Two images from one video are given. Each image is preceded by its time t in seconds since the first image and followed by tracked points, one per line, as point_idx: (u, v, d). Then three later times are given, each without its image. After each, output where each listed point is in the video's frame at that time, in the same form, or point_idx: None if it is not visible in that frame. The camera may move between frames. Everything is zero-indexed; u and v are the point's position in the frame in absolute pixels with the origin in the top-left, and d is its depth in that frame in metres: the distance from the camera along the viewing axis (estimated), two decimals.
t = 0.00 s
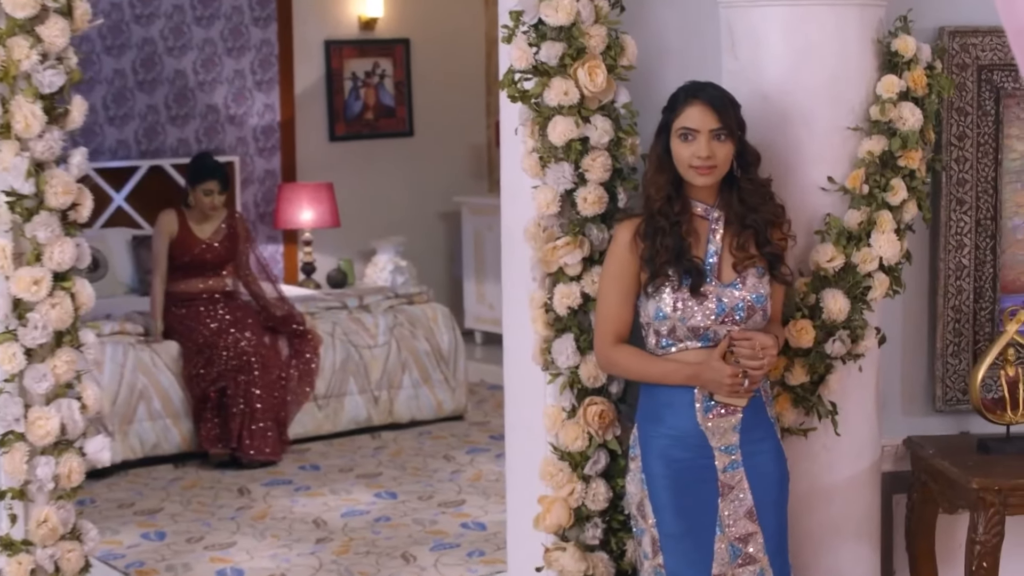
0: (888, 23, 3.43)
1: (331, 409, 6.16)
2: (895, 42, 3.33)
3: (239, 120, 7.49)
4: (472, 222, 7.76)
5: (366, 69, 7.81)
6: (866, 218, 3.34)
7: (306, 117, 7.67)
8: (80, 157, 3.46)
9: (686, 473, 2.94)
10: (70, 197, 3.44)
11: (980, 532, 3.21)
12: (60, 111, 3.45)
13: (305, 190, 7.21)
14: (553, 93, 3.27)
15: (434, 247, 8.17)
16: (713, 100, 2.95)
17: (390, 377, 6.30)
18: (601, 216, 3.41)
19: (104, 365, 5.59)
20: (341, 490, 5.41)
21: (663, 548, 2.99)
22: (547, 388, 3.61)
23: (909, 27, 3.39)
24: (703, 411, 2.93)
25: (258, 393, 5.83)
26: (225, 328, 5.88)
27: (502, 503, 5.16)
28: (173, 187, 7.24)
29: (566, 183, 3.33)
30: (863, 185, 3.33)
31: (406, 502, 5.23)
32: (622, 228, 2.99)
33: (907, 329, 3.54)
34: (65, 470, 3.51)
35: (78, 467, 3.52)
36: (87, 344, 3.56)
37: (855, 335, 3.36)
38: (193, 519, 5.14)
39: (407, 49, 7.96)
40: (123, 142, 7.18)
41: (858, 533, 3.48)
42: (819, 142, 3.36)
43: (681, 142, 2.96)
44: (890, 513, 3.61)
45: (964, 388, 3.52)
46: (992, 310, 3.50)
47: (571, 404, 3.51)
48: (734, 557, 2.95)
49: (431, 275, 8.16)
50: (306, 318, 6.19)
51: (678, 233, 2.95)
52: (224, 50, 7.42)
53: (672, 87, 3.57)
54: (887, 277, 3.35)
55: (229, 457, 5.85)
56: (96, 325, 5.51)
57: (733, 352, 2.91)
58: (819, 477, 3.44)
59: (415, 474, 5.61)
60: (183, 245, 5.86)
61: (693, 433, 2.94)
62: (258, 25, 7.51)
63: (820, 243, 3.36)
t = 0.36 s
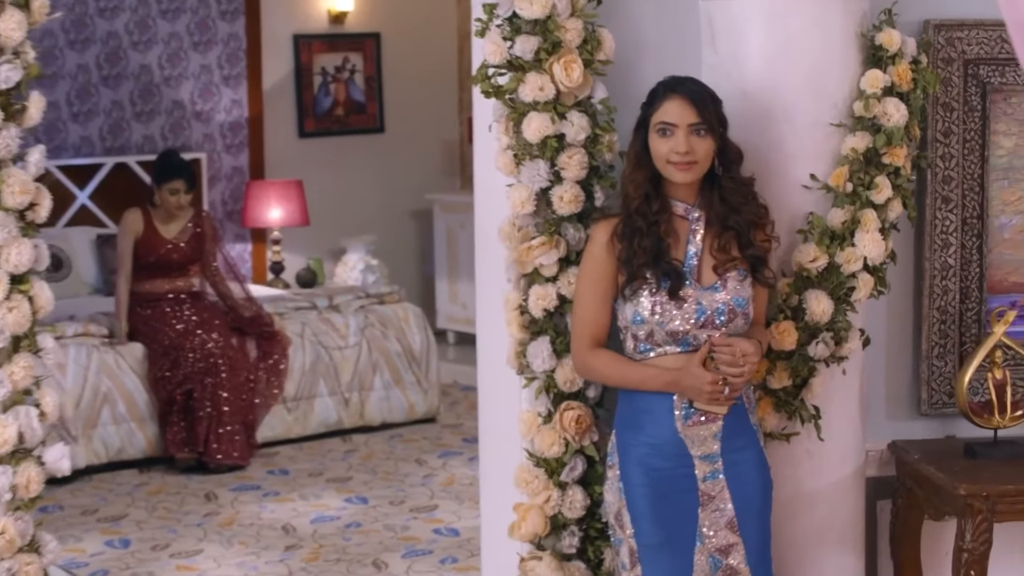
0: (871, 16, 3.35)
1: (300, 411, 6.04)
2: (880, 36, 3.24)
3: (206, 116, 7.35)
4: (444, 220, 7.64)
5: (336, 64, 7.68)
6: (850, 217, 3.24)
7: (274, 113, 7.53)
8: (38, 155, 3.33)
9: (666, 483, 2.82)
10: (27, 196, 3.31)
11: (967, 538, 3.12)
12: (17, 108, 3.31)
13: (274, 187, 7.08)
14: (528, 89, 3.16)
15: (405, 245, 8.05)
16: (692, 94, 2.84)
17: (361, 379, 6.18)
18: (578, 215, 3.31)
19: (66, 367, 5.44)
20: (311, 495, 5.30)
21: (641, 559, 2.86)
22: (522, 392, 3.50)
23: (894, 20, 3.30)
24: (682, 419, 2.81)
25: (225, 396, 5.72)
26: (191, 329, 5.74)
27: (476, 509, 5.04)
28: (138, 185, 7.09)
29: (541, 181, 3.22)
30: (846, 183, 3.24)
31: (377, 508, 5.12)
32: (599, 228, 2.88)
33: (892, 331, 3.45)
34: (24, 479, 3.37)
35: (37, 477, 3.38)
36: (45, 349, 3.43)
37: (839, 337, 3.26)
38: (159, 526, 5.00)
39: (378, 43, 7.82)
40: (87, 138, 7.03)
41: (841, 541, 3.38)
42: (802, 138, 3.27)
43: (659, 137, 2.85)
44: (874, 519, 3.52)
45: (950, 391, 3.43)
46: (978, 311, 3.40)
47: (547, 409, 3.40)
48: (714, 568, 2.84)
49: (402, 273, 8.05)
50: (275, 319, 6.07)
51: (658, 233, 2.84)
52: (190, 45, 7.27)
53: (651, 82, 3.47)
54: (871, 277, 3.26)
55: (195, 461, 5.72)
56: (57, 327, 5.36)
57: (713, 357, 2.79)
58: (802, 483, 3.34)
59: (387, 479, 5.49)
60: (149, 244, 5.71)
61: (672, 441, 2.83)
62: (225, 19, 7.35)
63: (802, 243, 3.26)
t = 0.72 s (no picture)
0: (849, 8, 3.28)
1: (260, 415, 5.89)
2: (858, 27, 3.13)
3: (163, 111, 7.16)
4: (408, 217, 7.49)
5: (296, 57, 7.52)
6: (828, 215, 3.13)
7: (233, 107, 7.36)
8: None
9: (642, 494, 2.70)
10: None
11: (950, 547, 3.01)
12: None
13: (232, 183, 6.91)
14: (494, 83, 3.03)
15: (367, 243, 7.90)
16: (667, 87, 2.72)
17: (323, 381, 6.04)
18: (547, 214, 3.18)
19: (18, 371, 5.27)
20: (272, 502, 5.16)
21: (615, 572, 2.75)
22: (490, 397, 3.38)
23: (872, 12, 3.19)
24: (657, 428, 2.70)
25: (183, 400, 5.56)
26: (148, 331, 5.59)
27: (441, 515, 4.92)
28: (94, 183, 6.96)
29: (508, 179, 3.10)
30: (824, 179, 3.13)
31: (339, 514, 4.99)
32: (572, 229, 2.76)
33: (870, 332, 3.35)
34: None
35: None
36: None
37: (817, 339, 3.16)
38: (114, 535, 4.84)
39: (339, 36, 7.67)
40: (40, 134, 6.84)
41: (819, 548, 3.28)
42: (778, 134, 3.15)
43: (633, 132, 2.73)
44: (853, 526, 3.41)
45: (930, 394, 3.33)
46: (960, 311, 3.30)
47: (515, 415, 3.28)
48: None
49: (365, 272, 7.90)
50: (234, 320, 5.91)
51: (632, 232, 2.72)
52: (147, 38, 7.08)
53: (622, 73, 3.35)
54: (849, 277, 3.15)
55: (152, 467, 5.57)
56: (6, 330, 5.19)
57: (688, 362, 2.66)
58: (779, 489, 3.24)
59: (350, 484, 5.36)
60: (103, 244, 5.55)
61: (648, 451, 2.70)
62: (183, 11, 7.17)
63: (779, 242, 3.16)
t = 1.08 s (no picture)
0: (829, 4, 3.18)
1: (220, 421, 5.74)
2: (838, 21, 3.02)
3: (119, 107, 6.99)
4: (371, 217, 7.33)
5: (256, 52, 7.36)
6: (806, 215, 3.03)
7: (192, 104, 7.18)
8: None
9: (621, 508, 2.58)
10: None
11: (936, 560, 2.90)
12: None
13: (191, 182, 6.74)
14: (462, 79, 2.91)
15: (329, 242, 7.75)
16: (647, 81, 2.60)
17: (284, 386, 5.89)
18: (516, 214, 3.06)
19: None
20: (231, 511, 5.03)
21: None
22: (458, 406, 3.25)
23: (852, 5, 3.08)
24: (637, 441, 2.58)
25: (140, 406, 5.40)
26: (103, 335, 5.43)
27: (406, 524, 4.80)
28: (47, 182, 6.67)
29: (476, 179, 2.97)
30: (803, 179, 3.02)
31: (301, 524, 4.86)
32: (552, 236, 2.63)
33: (851, 336, 3.25)
34: None
35: None
36: None
37: (796, 344, 3.05)
38: (68, 546, 4.68)
39: (300, 31, 7.51)
40: None
41: (798, 559, 3.17)
42: (756, 131, 3.04)
43: (612, 129, 2.61)
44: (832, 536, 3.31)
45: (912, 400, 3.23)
46: (942, 315, 3.20)
47: (484, 423, 3.15)
48: None
49: (327, 273, 7.75)
50: (192, 323, 5.75)
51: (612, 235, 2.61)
52: (102, 31, 6.90)
53: (593, 69, 3.23)
54: (829, 280, 3.05)
55: (108, 475, 5.41)
56: None
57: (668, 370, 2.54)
58: (757, 498, 3.13)
59: (312, 492, 5.26)
60: (56, 244, 5.42)
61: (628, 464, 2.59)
62: (139, 5, 6.98)
63: (757, 244, 3.04)
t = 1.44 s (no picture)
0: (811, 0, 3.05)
1: (179, 428, 5.60)
2: (818, 16, 2.92)
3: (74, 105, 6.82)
4: (336, 217, 7.17)
5: (216, 48, 7.20)
6: (787, 216, 2.91)
7: (151, 101, 7.01)
8: None
9: (597, 529, 2.45)
10: None
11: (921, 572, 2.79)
12: None
13: (149, 182, 6.58)
14: (429, 76, 2.78)
15: (292, 243, 7.60)
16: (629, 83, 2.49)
17: (246, 391, 5.75)
18: (486, 216, 2.94)
19: None
20: (191, 521, 4.89)
21: None
22: (427, 415, 3.11)
23: None
24: (614, 459, 2.44)
25: (97, 413, 5.26)
26: (58, 339, 5.30)
27: (372, 533, 4.67)
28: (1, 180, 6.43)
29: (445, 179, 2.85)
30: (784, 178, 2.91)
31: (264, 534, 4.72)
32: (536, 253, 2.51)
33: (833, 340, 3.15)
34: None
35: None
36: None
37: (777, 350, 2.94)
38: (22, 558, 4.52)
39: (262, 26, 7.35)
40: None
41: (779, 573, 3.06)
42: (735, 130, 2.93)
43: (592, 133, 2.50)
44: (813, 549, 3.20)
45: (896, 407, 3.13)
46: (927, 318, 3.10)
47: (453, 433, 3.02)
48: None
49: (290, 274, 7.59)
50: (151, 327, 5.60)
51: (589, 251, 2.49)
52: (56, 26, 6.74)
53: (566, 66, 3.11)
54: (811, 283, 2.95)
55: (64, 484, 5.26)
56: None
57: (644, 401, 2.38)
58: (736, 511, 3.02)
59: (275, 501, 5.14)
60: (9, 245, 5.30)
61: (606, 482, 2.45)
62: None
63: (736, 245, 2.93)
